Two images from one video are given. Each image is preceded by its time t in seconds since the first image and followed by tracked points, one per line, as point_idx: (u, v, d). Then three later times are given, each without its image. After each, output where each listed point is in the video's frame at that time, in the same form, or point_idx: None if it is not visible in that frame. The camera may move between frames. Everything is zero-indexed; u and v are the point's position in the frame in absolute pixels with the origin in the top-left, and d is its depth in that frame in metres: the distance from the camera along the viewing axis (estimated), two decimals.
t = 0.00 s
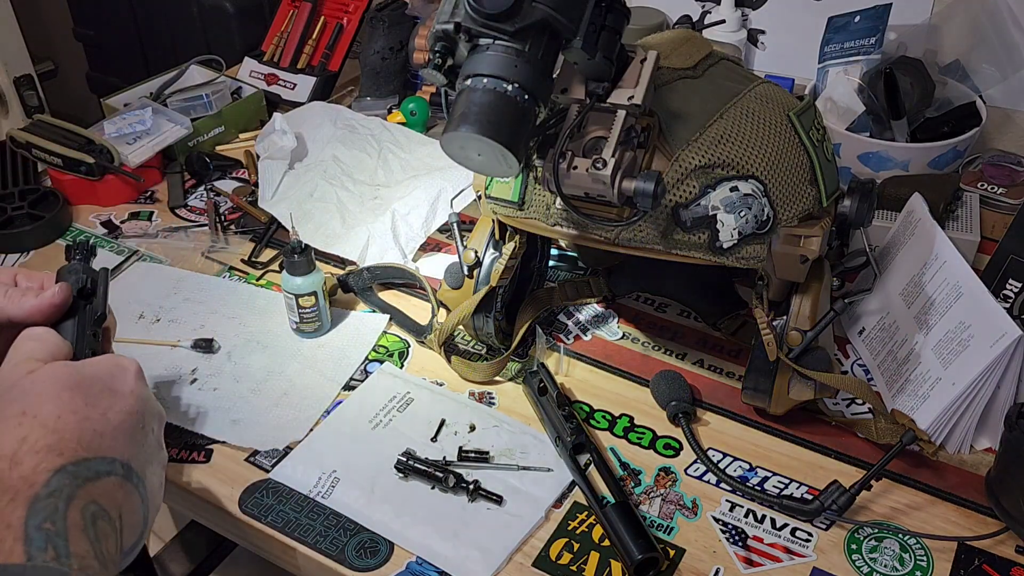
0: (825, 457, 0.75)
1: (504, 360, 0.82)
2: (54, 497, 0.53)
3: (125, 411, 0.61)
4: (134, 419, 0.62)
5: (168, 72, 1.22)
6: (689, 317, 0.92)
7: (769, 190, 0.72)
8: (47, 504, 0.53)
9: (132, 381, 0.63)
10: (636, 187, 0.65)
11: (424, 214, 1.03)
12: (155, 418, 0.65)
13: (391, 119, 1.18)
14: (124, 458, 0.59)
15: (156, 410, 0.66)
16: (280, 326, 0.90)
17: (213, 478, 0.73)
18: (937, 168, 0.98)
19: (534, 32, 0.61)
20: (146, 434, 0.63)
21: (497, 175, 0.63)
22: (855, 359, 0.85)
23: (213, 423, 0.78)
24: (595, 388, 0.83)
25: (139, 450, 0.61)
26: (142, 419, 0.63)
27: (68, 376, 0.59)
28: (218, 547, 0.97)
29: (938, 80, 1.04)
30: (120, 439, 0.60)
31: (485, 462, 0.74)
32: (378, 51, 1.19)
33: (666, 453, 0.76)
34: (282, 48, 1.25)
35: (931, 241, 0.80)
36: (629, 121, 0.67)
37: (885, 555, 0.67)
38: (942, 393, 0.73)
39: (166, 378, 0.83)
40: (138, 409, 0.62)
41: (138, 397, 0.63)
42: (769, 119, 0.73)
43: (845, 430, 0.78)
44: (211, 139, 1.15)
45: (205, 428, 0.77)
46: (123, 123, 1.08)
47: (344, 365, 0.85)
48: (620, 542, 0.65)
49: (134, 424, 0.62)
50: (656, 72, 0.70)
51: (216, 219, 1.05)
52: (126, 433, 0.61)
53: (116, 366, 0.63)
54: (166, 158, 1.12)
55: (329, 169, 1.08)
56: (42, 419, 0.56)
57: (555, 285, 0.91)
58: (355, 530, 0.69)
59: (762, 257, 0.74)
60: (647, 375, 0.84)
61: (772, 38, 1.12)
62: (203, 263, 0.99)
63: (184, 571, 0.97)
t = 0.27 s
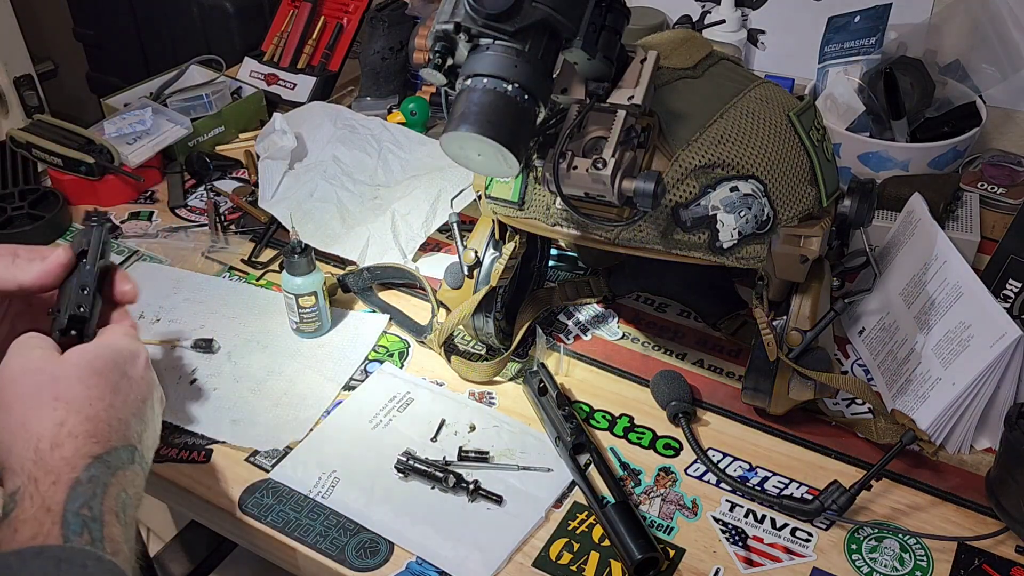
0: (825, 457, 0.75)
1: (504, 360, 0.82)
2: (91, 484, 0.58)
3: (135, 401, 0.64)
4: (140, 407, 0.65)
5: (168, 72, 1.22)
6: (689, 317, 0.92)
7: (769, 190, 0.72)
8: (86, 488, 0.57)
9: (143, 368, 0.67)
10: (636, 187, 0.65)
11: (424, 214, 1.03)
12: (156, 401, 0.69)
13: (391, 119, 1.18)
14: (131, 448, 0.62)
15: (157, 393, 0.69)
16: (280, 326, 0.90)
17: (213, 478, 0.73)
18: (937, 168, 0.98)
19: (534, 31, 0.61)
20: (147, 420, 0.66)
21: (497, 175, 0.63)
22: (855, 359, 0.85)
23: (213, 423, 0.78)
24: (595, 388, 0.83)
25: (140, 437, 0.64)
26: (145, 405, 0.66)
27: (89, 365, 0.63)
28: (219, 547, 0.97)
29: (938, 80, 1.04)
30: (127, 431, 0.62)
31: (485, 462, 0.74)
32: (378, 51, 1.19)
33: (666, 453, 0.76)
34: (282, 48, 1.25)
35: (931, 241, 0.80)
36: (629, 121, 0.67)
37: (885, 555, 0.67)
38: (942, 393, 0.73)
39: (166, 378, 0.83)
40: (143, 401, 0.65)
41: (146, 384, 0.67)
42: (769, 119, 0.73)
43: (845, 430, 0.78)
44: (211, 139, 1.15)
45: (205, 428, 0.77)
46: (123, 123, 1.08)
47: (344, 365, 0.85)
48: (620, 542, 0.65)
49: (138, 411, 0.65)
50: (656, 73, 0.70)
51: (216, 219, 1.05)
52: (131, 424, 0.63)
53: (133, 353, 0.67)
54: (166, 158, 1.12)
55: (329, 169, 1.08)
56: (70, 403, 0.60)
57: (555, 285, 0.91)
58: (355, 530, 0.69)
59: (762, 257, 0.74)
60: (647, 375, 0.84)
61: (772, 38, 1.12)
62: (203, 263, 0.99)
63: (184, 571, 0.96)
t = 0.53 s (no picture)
0: (825, 457, 0.75)
1: (504, 360, 0.82)
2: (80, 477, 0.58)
3: (134, 397, 0.67)
4: (138, 404, 0.67)
5: (168, 72, 1.22)
6: (688, 316, 0.92)
7: (769, 190, 0.72)
8: (77, 481, 0.58)
9: (145, 367, 0.70)
10: (636, 187, 0.65)
11: (424, 214, 1.03)
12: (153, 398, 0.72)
13: (391, 119, 1.18)
14: (127, 445, 0.64)
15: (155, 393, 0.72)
16: (280, 326, 0.90)
17: (214, 478, 0.73)
18: (937, 168, 0.98)
19: (534, 31, 0.61)
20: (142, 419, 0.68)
21: (496, 175, 0.63)
22: (855, 359, 0.85)
23: (213, 423, 0.78)
24: (595, 388, 0.83)
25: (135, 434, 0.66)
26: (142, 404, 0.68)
27: (91, 359, 0.65)
28: (219, 547, 0.97)
29: (937, 80, 1.04)
30: (124, 427, 0.64)
31: (485, 462, 0.74)
32: (378, 52, 1.20)
33: (666, 453, 0.76)
34: (282, 48, 1.25)
35: (931, 241, 0.80)
36: (629, 121, 0.67)
37: (885, 555, 0.67)
38: (942, 393, 0.73)
39: (166, 378, 0.83)
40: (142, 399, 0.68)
41: (147, 384, 0.70)
42: (769, 119, 0.73)
43: (845, 430, 0.78)
44: (212, 139, 1.15)
45: (205, 428, 0.77)
46: (123, 123, 1.08)
47: (344, 365, 0.85)
48: (620, 542, 0.65)
49: (134, 408, 0.67)
50: (656, 73, 0.70)
51: (216, 219, 1.05)
52: (128, 420, 0.65)
53: (138, 352, 0.70)
54: (166, 158, 1.12)
55: (329, 169, 1.08)
56: (67, 394, 0.62)
57: (555, 285, 0.91)
58: (355, 530, 0.69)
59: (762, 257, 0.74)
60: (647, 375, 0.84)
61: (772, 38, 1.12)
62: (202, 263, 0.99)
63: (183, 571, 0.96)
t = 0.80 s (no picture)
0: (825, 458, 0.75)
1: (504, 360, 0.82)
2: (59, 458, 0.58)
3: (120, 374, 0.67)
4: (125, 381, 0.67)
5: (168, 72, 1.22)
6: (688, 316, 0.92)
7: (769, 190, 0.72)
8: (54, 463, 0.58)
9: (132, 342, 0.70)
10: (636, 187, 0.65)
11: (424, 214, 1.03)
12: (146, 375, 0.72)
13: (391, 119, 1.18)
14: (113, 421, 0.64)
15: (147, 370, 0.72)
16: (280, 326, 0.90)
17: (214, 478, 0.73)
18: (937, 168, 0.98)
19: (534, 31, 0.61)
20: (132, 396, 0.69)
21: (496, 175, 0.63)
22: (855, 359, 0.85)
23: (213, 423, 0.78)
24: (595, 388, 0.83)
25: (123, 412, 0.66)
26: (132, 383, 0.68)
27: (71, 337, 0.65)
28: (219, 548, 0.99)
29: (937, 80, 1.04)
30: (108, 404, 0.64)
31: (485, 462, 0.74)
32: (378, 52, 1.20)
33: (666, 453, 0.76)
34: (283, 48, 1.25)
35: (931, 241, 0.80)
36: (629, 121, 0.67)
37: (885, 555, 0.67)
38: (942, 393, 0.73)
39: (166, 377, 0.83)
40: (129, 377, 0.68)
41: (136, 359, 0.69)
42: (769, 119, 0.73)
43: (845, 430, 0.78)
44: (212, 139, 1.15)
45: (205, 428, 0.77)
46: (122, 124, 1.08)
47: (344, 365, 0.85)
48: (620, 542, 0.65)
49: (121, 385, 0.67)
50: (656, 73, 0.70)
51: (216, 219, 1.05)
52: (114, 397, 0.66)
53: (122, 328, 0.69)
54: (166, 158, 1.12)
55: (329, 169, 1.08)
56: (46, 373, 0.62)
57: (555, 285, 0.91)
58: (355, 530, 0.69)
59: (762, 256, 0.74)
60: (647, 375, 0.84)
61: (772, 38, 1.12)
62: (202, 263, 0.99)
63: (183, 570, 0.98)
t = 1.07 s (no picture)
0: (825, 458, 0.76)
1: (504, 360, 0.82)
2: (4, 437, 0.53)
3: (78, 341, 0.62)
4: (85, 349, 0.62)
5: (168, 72, 1.22)
6: (688, 316, 0.92)
7: (769, 190, 0.72)
8: None
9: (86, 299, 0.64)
10: (636, 187, 0.65)
11: (424, 214, 1.03)
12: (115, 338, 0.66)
13: (390, 119, 1.18)
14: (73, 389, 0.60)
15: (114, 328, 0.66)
16: (280, 326, 0.90)
17: (213, 478, 0.73)
18: (937, 168, 0.98)
19: (534, 31, 0.61)
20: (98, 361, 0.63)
21: (496, 175, 0.63)
22: (855, 359, 0.85)
23: (213, 423, 0.78)
24: (595, 388, 0.83)
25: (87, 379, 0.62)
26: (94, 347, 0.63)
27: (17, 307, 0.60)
28: (218, 549, 1.01)
29: (937, 80, 1.04)
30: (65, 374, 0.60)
31: (485, 462, 0.74)
32: (378, 52, 1.20)
33: (666, 453, 0.76)
34: (283, 48, 1.25)
35: (932, 241, 0.80)
36: (629, 121, 0.67)
37: (885, 555, 0.67)
38: (942, 393, 0.73)
39: (166, 378, 0.83)
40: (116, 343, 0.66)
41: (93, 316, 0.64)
42: (769, 120, 0.73)
43: (845, 430, 0.78)
44: (212, 139, 1.15)
45: (205, 428, 0.77)
46: (122, 123, 1.08)
47: (344, 365, 0.85)
48: (620, 541, 0.65)
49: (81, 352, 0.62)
50: (656, 73, 0.70)
51: (216, 219, 1.05)
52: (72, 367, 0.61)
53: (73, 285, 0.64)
54: (166, 158, 1.12)
55: (329, 169, 1.08)
56: None
57: (555, 285, 0.91)
58: (355, 530, 0.69)
59: (762, 256, 0.74)
60: (647, 375, 0.84)
61: (772, 38, 1.12)
62: (202, 263, 0.99)
63: (183, 570, 1.00)
